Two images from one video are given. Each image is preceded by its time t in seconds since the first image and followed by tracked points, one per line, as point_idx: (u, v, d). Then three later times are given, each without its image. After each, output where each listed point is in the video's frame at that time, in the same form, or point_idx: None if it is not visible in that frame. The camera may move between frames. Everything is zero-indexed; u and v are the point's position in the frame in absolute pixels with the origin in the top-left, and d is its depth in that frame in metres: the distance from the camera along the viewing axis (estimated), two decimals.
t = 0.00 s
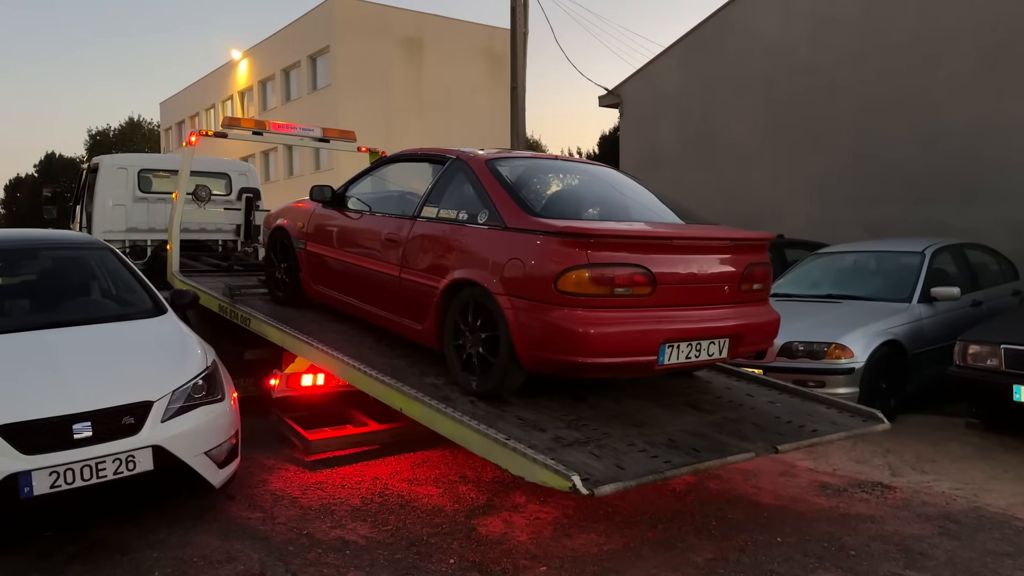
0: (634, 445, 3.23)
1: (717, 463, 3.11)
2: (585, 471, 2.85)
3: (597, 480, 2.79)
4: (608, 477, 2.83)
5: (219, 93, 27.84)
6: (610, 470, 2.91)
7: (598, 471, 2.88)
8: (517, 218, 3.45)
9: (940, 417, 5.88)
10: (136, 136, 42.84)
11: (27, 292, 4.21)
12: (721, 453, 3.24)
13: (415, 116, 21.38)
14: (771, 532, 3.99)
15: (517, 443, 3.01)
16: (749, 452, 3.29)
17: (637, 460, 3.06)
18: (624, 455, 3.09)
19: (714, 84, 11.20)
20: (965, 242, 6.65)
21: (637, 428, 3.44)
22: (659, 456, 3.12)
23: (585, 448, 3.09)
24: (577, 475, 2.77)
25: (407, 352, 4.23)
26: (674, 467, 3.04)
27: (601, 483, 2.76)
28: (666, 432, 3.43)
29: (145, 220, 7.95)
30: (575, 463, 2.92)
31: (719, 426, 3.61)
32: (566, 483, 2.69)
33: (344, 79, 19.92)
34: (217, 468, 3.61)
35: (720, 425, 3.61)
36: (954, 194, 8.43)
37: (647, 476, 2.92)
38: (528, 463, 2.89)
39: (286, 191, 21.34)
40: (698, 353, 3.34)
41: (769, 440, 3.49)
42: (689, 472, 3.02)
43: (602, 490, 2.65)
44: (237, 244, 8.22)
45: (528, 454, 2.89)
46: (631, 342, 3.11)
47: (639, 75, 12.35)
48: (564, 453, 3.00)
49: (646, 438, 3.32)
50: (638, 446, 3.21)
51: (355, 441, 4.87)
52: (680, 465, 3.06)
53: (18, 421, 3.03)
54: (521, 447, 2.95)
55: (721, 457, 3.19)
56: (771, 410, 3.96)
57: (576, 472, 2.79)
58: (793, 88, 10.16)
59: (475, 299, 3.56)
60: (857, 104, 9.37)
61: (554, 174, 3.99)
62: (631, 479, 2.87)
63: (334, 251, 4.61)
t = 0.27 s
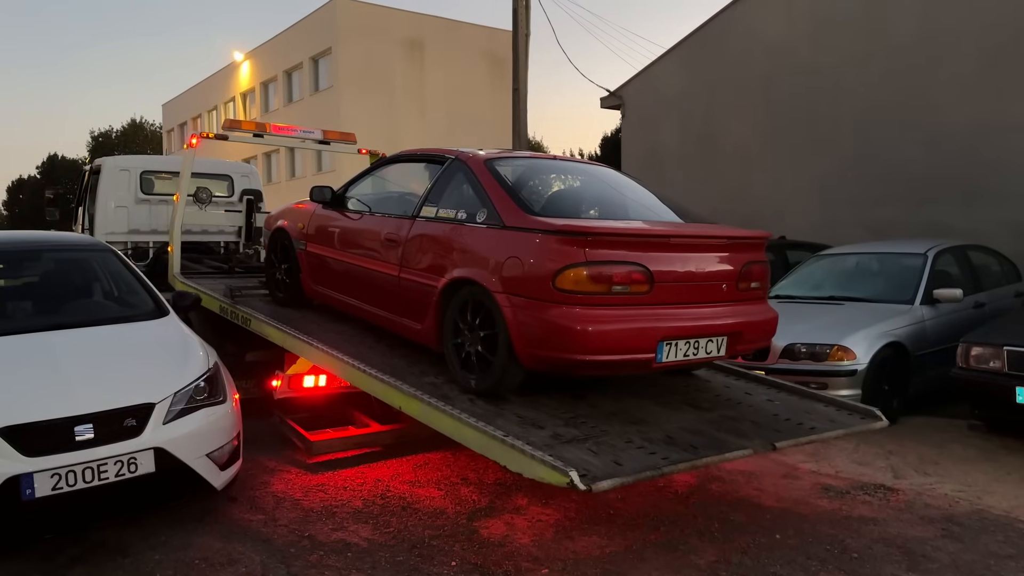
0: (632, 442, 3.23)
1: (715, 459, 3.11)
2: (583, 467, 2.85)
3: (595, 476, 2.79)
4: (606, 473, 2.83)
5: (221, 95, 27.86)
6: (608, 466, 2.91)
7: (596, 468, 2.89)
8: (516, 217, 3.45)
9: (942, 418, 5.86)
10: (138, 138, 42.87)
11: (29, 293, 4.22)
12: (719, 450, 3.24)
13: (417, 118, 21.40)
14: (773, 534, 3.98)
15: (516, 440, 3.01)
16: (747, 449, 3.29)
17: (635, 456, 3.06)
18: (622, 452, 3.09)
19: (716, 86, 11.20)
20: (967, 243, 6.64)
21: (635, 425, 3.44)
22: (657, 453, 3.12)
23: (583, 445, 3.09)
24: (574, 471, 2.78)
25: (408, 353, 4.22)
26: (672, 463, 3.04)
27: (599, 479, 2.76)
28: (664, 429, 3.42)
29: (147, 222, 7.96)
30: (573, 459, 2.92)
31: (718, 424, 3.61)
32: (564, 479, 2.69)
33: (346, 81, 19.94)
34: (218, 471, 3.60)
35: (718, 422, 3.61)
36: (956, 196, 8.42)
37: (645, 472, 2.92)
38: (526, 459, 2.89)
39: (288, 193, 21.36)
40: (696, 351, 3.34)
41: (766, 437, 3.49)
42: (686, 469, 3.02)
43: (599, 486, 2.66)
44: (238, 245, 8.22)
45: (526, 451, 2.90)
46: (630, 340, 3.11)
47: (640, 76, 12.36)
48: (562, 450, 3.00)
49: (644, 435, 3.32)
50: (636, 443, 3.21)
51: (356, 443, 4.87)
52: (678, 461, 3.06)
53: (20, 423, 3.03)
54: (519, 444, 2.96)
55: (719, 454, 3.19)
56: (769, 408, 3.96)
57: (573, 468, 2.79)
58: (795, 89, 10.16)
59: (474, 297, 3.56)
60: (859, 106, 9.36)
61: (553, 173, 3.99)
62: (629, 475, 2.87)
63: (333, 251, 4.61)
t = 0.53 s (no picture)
0: (632, 432, 3.23)
1: (714, 448, 3.13)
2: (582, 456, 2.86)
3: (595, 465, 2.80)
4: (606, 461, 2.84)
5: (223, 97, 27.90)
6: (608, 455, 2.92)
7: (596, 456, 2.89)
8: (514, 211, 3.47)
9: (944, 420, 5.85)
10: (140, 140, 42.91)
11: (31, 295, 4.22)
12: (718, 440, 3.25)
13: (418, 119, 21.41)
14: (776, 536, 3.97)
15: (515, 430, 3.02)
16: (746, 438, 3.30)
17: (634, 446, 3.07)
18: (621, 442, 3.09)
19: (718, 88, 11.20)
20: (970, 245, 6.63)
21: (634, 417, 3.44)
22: (656, 442, 3.13)
23: (583, 435, 3.09)
24: (575, 459, 2.79)
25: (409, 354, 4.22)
26: (671, 452, 3.04)
27: (599, 467, 2.77)
28: (663, 420, 3.43)
29: (149, 224, 7.97)
30: (573, 448, 2.92)
31: (717, 415, 3.61)
32: (563, 467, 2.70)
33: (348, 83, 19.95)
34: (220, 473, 3.60)
35: (717, 414, 3.61)
36: (958, 198, 8.41)
37: (645, 460, 2.93)
38: (526, 449, 2.90)
39: (289, 195, 21.38)
40: (696, 343, 3.37)
41: (765, 427, 3.50)
42: (686, 457, 3.03)
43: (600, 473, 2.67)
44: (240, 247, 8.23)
45: (526, 440, 2.90)
46: (628, 331, 3.13)
47: (642, 78, 12.36)
48: (562, 440, 3.00)
49: (643, 426, 3.32)
50: (636, 433, 3.22)
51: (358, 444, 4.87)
52: (678, 450, 3.07)
53: (22, 425, 3.03)
54: (518, 434, 2.96)
55: (718, 443, 3.20)
56: (768, 400, 3.97)
57: (573, 457, 2.80)
58: (797, 91, 10.16)
59: (473, 292, 3.57)
60: (860, 108, 9.36)
61: (551, 169, 4.02)
62: (629, 463, 2.88)
63: (332, 250, 4.62)
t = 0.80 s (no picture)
0: (631, 417, 3.24)
1: (713, 432, 3.14)
2: (582, 439, 2.87)
3: (594, 447, 2.81)
4: (605, 444, 2.85)
5: (225, 99, 27.92)
6: (607, 438, 2.93)
7: (595, 439, 2.90)
8: (511, 202, 3.48)
9: (947, 423, 5.85)
10: (143, 142, 43.01)
11: (34, 298, 4.23)
12: (717, 426, 3.26)
13: (420, 122, 21.43)
14: (778, 539, 3.97)
15: (515, 416, 3.03)
16: (745, 424, 3.32)
17: (634, 430, 3.07)
18: (620, 426, 3.09)
19: (720, 90, 11.20)
20: (973, 248, 6.62)
21: (633, 404, 3.44)
22: (655, 426, 3.14)
23: (583, 421, 3.10)
24: (574, 442, 2.80)
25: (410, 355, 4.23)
26: (670, 436, 3.05)
27: (598, 449, 2.78)
28: (662, 407, 3.43)
29: (152, 227, 7.97)
30: (573, 432, 2.93)
31: (716, 403, 3.62)
32: (562, 449, 2.72)
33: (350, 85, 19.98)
34: (222, 475, 3.60)
35: (716, 402, 3.62)
36: (960, 200, 8.41)
37: (644, 444, 2.94)
38: (526, 433, 2.91)
39: (292, 197, 21.41)
40: (694, 331, 3.39)
41: (765, 413, 3.52)
42: (684, 441, 3.05)
43: (599, 454, 2.68)
44: (243, 251, 8.23)
45: (525, 425, 2.92)
46: (626, 318, 3.15)
47: (644, 80, 12.37)
48: (562, 425, 3.01)
49: (642, 412, 3.33)
50: (635, 419, 3.23)
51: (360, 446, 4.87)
52: (677, 434, 3.09)
53: (24, 427, 3.04)
54: (518, 419, 2.98)
55: (717, 428, 3.21)
56: (768, 390, 3.98)
57: (572, 439, 2.82)
58: (799, 93, 10.16)
59: (472, 284, 3.57)
60: (863, 110, 9.36)
61: (550, 163, 4.03)
62: (628, 446, 2.89)
63: (332, 248, 4.63)
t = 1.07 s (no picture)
0: (628, 418, 3.24)
1: (710, 433, 3.14)
2: (579, 439, 2.88)
3: (591, 447, 2.81)
4: (602, 444, 2.85)
5: (229, 103, 27.99)
6: (604, 439, 2.93)
7: (592, 440, 2.90)
8: (510, 204, 3.49)
9: (951, 427, 5.83)
10: (147, 146, 43.12)
11: (38, 302, 4.25)
12: (714, 426, 3.26)
13: (423, 126, 21.46)
14: (782, 543, 3.96)
15: (513, 417, 3.04)
16: (742, 425, 3.33)
17: (631, 431, 3.08)
18: (618, 427, 3.09)
19: (722, 93, 11.20)
20: (976, 251, 6.60)
21: (632, 405, 3.44)
22: (652, 427, 3.15)
23: (580, 421, 3.10)
24: (571, 442, 2.81)
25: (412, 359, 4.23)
26: (667, 437, 3.05)
27: (595, 449, 2.78)
28: (660, 408, 3.43)
29: (155, 231, 8.00)
30: (571, 433, 2.94)
31: (714, 404, 3.61)
32: (559, 449, 2.73)
33: (353, 89, 20.02)
34: (226, 479, 3.61)
35: (714, 403, 3.61)
36: (964, 204, 8.40)
37: (641, 444, 2.95)
38: (524, 434, 2.92)
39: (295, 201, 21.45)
40: (691, 333, 3.38)
41: (762, 415, 3.52)
42: (681, 441, 3.05)
43: (595, 454, 2.68)
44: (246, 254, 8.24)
45: (523, 425, 2.93)
46: (624, 320, 3.15)
47: (646, 83, 12.37)
48: (560, 426, 3.02)
49: (640, 413, 3.32)
50: (632, 420, 3.23)
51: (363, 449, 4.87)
52: (674, 435, 3.09)
53: (28, 431, 3.04)
54: (516, 420, 2.98)
55: (714, 429, 3.21)
56: (766, 391, 3.98)
57: (569, 439, 2.82)
58: (801, 97, 10.16)
59: (472, 287, 3.58)
60: (866, 114, 9.36)
61: (548, 166, 4.04)
62: (625, 446, 2.89)
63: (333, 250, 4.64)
